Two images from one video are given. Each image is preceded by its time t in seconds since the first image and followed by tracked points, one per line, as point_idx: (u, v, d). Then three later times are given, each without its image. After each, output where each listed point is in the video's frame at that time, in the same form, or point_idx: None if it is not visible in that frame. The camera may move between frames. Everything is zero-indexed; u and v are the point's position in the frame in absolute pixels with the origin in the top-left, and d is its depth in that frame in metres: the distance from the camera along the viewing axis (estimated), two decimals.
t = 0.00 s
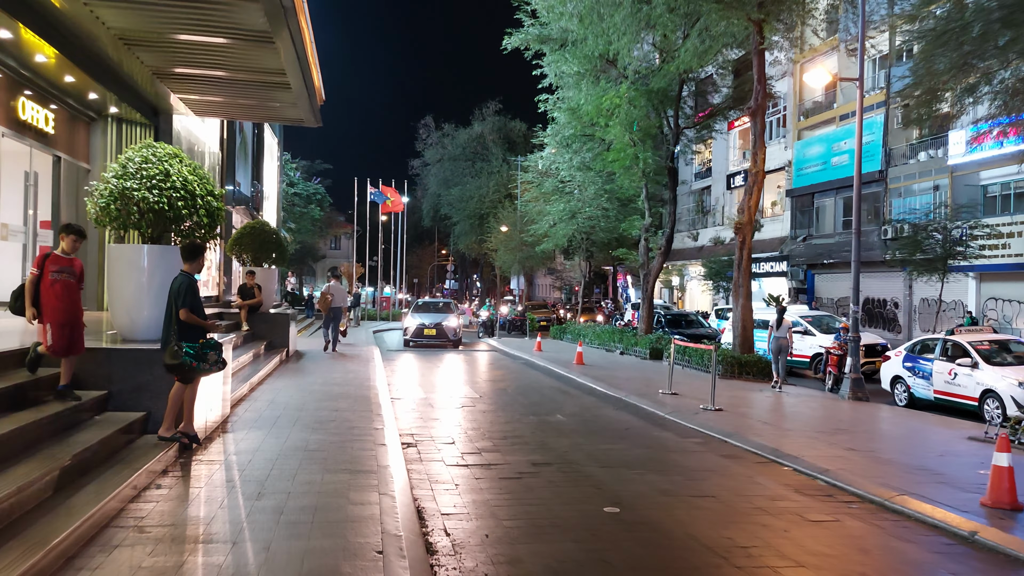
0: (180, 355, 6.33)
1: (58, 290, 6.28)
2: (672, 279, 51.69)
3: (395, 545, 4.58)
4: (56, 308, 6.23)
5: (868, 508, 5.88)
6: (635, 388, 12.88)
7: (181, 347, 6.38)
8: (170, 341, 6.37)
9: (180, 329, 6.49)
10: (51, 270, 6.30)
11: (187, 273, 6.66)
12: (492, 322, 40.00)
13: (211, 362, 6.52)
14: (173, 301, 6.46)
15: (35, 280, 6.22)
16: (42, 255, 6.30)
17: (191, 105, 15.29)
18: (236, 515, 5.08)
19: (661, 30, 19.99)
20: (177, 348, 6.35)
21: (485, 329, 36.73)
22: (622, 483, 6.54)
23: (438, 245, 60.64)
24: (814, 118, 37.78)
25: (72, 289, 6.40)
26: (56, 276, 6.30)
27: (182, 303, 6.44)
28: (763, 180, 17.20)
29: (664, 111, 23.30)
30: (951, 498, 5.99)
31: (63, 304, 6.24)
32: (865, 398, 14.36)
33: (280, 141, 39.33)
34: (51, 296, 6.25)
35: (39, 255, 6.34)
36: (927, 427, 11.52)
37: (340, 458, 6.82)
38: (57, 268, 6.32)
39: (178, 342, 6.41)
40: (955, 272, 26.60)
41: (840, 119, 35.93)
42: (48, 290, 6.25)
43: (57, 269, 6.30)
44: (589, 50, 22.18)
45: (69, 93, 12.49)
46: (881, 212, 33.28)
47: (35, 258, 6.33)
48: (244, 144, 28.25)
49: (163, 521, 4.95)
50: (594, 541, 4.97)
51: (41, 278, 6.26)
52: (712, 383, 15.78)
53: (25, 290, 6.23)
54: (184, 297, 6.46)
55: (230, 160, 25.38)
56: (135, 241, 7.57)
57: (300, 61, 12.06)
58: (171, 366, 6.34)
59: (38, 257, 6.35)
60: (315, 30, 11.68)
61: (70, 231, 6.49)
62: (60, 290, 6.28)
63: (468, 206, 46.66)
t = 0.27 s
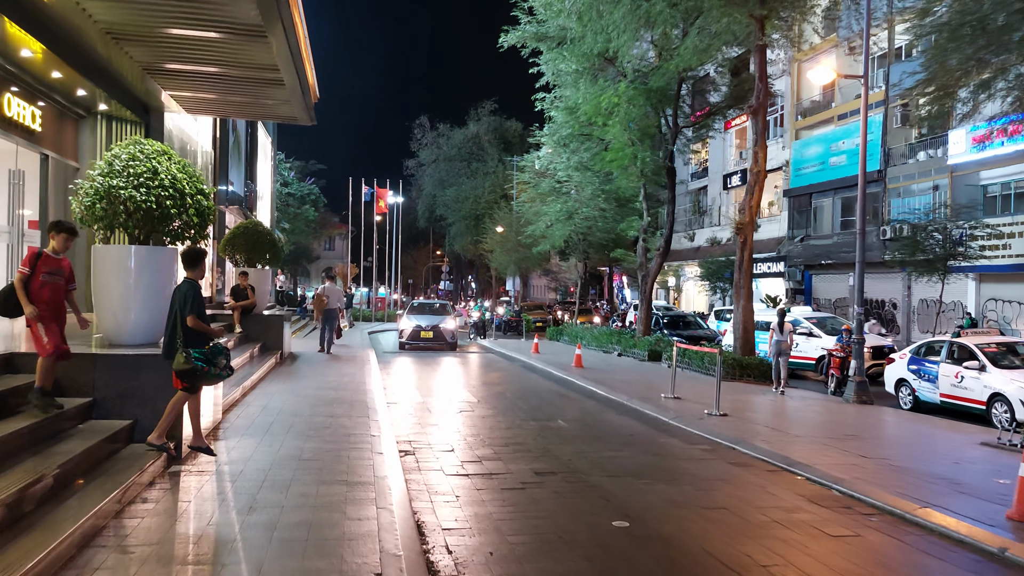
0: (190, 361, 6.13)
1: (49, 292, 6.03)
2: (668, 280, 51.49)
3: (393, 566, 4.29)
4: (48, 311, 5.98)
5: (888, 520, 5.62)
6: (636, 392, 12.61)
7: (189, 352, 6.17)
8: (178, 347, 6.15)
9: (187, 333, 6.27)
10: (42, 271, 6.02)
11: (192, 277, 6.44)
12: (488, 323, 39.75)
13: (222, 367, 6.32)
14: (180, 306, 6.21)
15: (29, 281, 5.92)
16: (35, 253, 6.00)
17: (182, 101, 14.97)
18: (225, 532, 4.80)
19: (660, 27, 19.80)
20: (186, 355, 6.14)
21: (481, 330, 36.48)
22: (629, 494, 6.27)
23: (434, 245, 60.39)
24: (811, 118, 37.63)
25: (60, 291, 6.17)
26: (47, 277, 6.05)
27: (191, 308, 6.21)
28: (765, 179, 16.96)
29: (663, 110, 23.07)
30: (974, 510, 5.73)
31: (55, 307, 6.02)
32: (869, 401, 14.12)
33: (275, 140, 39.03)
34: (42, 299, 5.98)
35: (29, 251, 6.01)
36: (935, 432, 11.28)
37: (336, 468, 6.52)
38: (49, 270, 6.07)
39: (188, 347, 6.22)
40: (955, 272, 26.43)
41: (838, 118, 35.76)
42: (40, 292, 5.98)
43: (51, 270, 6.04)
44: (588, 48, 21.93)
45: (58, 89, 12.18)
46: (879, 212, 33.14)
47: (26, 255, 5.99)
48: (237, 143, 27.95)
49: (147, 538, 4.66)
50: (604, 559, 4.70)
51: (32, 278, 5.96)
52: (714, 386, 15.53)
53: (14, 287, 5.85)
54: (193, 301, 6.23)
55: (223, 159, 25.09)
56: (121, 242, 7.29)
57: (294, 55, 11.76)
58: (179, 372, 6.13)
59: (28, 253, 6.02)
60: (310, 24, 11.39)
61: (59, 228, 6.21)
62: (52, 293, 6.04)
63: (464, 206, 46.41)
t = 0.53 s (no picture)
0: (213, 377, 6.27)
1: (32, 289, 5.70)
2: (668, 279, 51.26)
3: None
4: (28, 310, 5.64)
5: (912, 528, 5.36)
6: (640, 392, 12.35)
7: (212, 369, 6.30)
8: (199, 364, 6.26)
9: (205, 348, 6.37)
10: (26, 266, 5.66)
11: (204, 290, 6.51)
12: (486, 323, 39.50)
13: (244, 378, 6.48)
14: (197, 322, 6.31)
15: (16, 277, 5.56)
16: (23, 247, 5.63)
17: (176, 95, 14.70)
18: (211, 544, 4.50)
19: (663, 20, 19.61)
20: (207, 371, 6.26)
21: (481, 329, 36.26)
22: (639, 499, 6.00)
23: (432, 244, 60.13)
24: (813, 116, 37.38)
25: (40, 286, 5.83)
26: (31, 273, 5.70)
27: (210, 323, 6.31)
28: (769, 176, 16.68)
29: (664, 106, 22.82)
30: (1003, 519, 5.46)
31: (37, 306, 5.69)
32: (877, 401, 13.85)
33: (272, 138, 38.75)
34: (22, 295, 5.61)
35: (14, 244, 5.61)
36: (946, 433, 11.02)
37: (332, 473, 6.22)
38: (32, 265, 5.72)
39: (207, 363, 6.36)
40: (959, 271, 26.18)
41: (840, 116, 35.51)
42: (22, 289, 5.62)
43: (35, 267, 5.72)
44: (589, 44, 21.67)
45: (48, 83, 11.91)
46: (881, 210, 32.94)
47: (13, 248, 5.60)
48: (234, 140, 27.68)
49: (127, 551, 4.37)
50: (616, 570, 4.42)
51: (17, 273, 5.59)
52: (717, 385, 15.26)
53: (2, 283, 5.43)
54: (210, 315, 6.33)
55: (220, 156, 24.83)
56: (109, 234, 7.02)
57: (290, 47, 11.50)
58: (202, 388, 6.29)
59: (12, 245, 5.62)
60: (307, 15, 11.10)
61: (42, 221, 5.86)
62: (33, 290, 5.70)
63: (463, 204, 46.19)
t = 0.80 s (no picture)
0: (231, 387, 6.43)
1: (16, 293, 5.43)
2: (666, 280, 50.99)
3: None
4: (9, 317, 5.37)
5: (939, 545, 5.08)
6: (643, 396, 12.05)
7: (229, 377, 6.46)
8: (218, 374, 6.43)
9: (221, 357, 6.52)
10: (8, 269, 5.39)
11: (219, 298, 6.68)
12: (484, 324, 39.19)
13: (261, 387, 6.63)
14: (215, 330, 6.45)
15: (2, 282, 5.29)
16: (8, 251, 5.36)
17: (169, 92, 14.40)
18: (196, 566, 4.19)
19: (664, 18, 19.34)
20: (226, 380, 6.44)
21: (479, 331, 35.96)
22: (648, 513, 5.71)
23: (429, 245, 59.82)
24: (813, 116, 37.10)
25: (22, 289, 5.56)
26: (14, 276, 5.43)
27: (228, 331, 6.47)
28: (773, 175, 16.41)
29: (664, 105, 22.54)
30: None
31: (21, 310, 5.43)
32: (884, 405, 13.58)
33: (268, 138, 38.39)
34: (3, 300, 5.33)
35: None
36: (958, 439, 10.75)
37: (325, 486, 5.92)
38: (15, 268, 5.45)
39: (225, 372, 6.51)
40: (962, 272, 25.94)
41: (840, 116, 35.24)
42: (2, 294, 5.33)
43: (19, 272, 5.46)
44: (589, 42, 21.38)
45: (36, 78, 11.59)
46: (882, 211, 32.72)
47: None
48: (229, 139, 27.34)
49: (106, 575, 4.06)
50: None
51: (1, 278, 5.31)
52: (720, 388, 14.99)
53: None
54: (230, 322, 6.51)
55: (214, 156, 24.51)
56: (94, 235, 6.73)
57: (285, 43, 11.20)
58: (220, 397, 6.43)
59: None
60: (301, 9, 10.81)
61: (26, 223, 5.60)
62: (16, 294, 5.43)
63: (461, 205, 45.92)
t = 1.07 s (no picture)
0: (246, 385, 6.53)
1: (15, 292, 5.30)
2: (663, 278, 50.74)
3: None
4: (8, 317, 5.22)
5: (969, 555, 4.82)
6: (645, 396, 11.79)
7: (246, 376, 6.56)
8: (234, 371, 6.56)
9: (237, 356, 6.65)
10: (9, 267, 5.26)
11: (242, 297, 6.94)
12: (480, 322, 38.92)
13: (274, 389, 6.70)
14: (236, 327, 6.64)
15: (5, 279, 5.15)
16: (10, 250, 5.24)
17: (160, 84, 14.10)
18: None
19: (664, 11, 19.07)
20: (242, 378, 6.55)
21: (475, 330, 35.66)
22: (660, 519, 5.45)
23: (425, 243, 59.50)
24: (811, 113, 36.87)
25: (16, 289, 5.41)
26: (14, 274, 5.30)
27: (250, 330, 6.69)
28: (776, 171, 16.15)
29: (663, 100, 22.27)
30: None
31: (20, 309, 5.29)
32: (891, 404, 13.34)
33: (262, 134, 38.02)
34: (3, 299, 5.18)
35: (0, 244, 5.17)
36: (968, 439, 10.51)
37: (321, 492, 5.64)
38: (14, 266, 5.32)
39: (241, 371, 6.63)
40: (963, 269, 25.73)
41: (839, 113, 35.01)
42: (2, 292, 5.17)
43: (18, 270, 5.33)
44: (588, 36, 21.09)
45: (22, 70, 11.29)
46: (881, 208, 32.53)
47: (2, 249, 5.16)
48: (222, 135, 27.00)
49: None
50: None
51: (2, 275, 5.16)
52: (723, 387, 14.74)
53: None
54: (253, 322, 6.71)
55: (207, 152, 24.16)
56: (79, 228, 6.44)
57: (279, 33, 10.92)
58: (235, 395, 6.53)
59: None
60: None
61: (22, 221, 5.47)
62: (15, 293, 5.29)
63: (456, 202, 45.63)
